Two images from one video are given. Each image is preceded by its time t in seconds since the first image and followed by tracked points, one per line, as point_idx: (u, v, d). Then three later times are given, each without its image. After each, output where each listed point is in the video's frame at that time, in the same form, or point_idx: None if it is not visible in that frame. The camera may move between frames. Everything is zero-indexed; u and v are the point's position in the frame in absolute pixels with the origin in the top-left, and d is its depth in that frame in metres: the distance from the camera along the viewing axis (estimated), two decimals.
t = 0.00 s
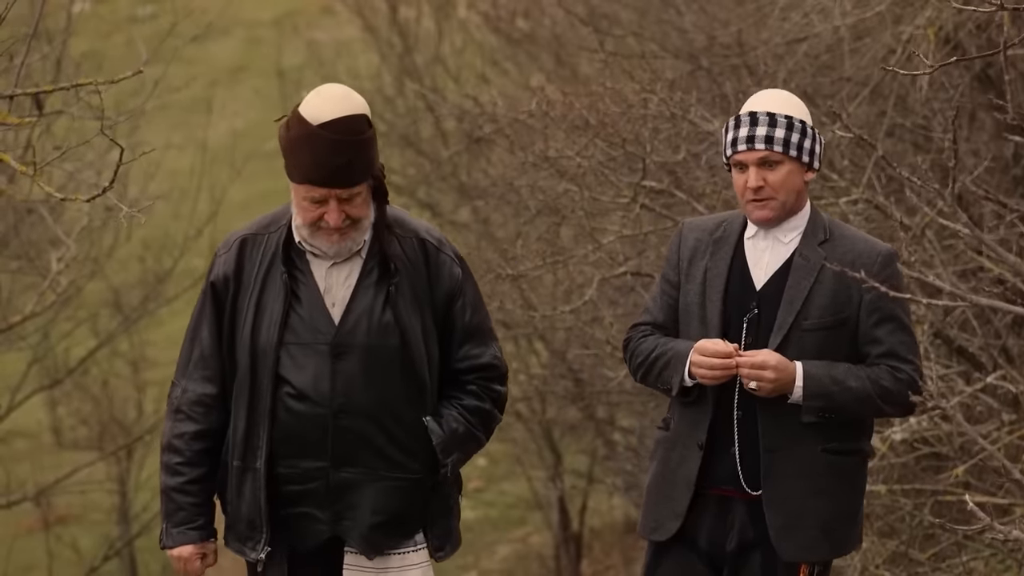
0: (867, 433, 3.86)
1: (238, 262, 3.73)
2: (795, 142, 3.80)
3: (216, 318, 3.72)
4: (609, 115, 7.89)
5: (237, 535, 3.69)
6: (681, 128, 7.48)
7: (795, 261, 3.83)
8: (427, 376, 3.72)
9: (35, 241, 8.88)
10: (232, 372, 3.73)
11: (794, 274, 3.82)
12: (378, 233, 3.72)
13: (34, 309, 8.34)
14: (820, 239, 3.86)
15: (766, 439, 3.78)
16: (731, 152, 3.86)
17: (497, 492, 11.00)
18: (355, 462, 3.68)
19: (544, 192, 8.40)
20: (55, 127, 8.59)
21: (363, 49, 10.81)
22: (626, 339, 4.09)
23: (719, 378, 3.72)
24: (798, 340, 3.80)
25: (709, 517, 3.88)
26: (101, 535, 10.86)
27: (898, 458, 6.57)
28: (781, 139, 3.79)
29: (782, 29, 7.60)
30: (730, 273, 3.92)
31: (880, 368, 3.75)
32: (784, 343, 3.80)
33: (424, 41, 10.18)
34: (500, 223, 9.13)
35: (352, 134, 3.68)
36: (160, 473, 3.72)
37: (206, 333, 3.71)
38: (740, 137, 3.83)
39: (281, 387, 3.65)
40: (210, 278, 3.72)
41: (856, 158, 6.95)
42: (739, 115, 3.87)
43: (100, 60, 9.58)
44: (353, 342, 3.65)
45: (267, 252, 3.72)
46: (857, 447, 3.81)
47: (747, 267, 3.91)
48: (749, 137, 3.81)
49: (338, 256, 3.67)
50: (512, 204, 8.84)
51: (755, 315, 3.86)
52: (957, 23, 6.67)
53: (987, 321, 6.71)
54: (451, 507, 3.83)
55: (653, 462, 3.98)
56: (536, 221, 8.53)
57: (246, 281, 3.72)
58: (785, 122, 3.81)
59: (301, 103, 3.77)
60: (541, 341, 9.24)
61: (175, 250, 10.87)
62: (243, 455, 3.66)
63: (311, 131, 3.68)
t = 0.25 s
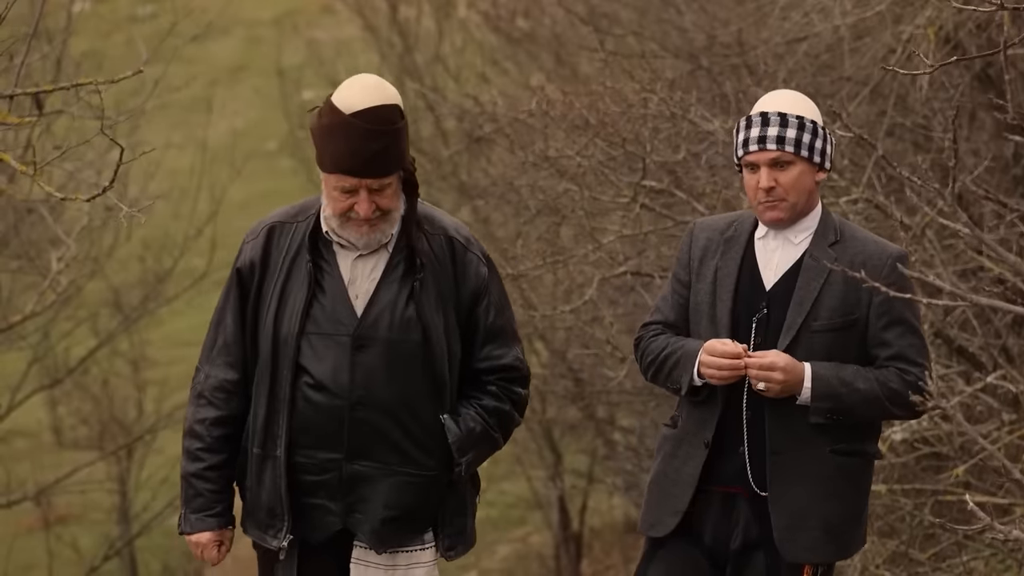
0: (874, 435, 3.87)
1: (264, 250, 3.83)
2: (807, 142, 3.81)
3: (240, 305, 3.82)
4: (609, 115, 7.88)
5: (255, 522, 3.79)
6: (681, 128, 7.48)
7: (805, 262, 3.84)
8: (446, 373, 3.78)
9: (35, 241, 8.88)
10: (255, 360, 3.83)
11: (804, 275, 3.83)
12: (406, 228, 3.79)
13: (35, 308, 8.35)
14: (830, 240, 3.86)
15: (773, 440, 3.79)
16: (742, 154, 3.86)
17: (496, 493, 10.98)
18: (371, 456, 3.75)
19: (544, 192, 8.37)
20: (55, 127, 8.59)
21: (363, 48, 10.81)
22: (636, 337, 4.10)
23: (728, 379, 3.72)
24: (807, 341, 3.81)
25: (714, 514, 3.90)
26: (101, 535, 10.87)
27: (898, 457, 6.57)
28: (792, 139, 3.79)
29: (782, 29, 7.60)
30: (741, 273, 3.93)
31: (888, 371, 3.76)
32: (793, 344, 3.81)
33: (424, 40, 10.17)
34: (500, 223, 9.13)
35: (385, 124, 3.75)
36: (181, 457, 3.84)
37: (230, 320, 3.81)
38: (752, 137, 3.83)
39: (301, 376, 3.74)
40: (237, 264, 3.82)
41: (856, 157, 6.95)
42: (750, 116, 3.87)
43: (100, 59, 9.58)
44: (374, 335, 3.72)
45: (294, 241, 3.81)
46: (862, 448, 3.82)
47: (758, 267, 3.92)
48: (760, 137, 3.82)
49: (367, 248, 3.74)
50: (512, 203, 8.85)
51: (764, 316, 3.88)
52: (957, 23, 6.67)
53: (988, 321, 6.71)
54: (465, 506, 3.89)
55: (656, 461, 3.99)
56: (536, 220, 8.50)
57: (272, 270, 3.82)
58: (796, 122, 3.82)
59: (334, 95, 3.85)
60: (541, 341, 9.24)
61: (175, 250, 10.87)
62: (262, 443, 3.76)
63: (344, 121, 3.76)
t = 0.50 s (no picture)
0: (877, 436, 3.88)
1: (283, 247, 3.83)
2: (807, 146, 3.79)
3: (256, 302, 3.82)
4: (608, 116, 7.87)
5: (265, 520, 3.82)
6: (682, 129, 7.48)
7: (808, 264, 3.85)
8: (460, 379, 3.79)
9: (35, 242, 8.88)
10: (269, 357, 3.85)
11: (807, 277, 3.83)
12: (426, 231, 3.78)
13: (35, 309, 8.35)
14: (833, 242, 3.86)
15: (778, 442, 3.80)
16: (743, 158, 3.85)
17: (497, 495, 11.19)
18: (382, 458, 3.77)
19: (544, 193, 8.37)
20: (56, 128, 8.59)
21: (363, 49, 10.82)
22: (636, 339, 4.10)
23: (733, 380, 3.72)
24: (811, 343, 3.81)
25: (716, 515, 3.92)
26: (101, 535, 10.87)
27: (898, 459, 6.56)
28: (792, 144, 3.78)
29: (782, 30, 7.61)
30: (743, 275, 3.94)
31: (892, 373, 3.76)
32: (797, 347, 3.81)
33: (424, 41, 10.17)
34: (500, 224, 9.12)
35: (408, 127, 3.73)
36: (192, 451, 3.86)
37: (245, 316, 3.82)
38: (752, 142, 3.82)
39: (315, 376, 3.75)
40: (254, 260, 3.82)
41: (856, 159, 6.95)
42: (750, 120, 3.87)
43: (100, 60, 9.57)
44: (390, 338, 3.73)
45: (313, 239, 3.81)
46: (866, 451, 3.82)
47: (759, 269, 3.93)
48: (760, 142, 3.81)
49: (386, 250, 3.74)
50: (512, 204, 8.85)
51: (767, 317, 3.88)
52: (957, 24, 6.67)
53: (988, 322, 6.71)
54: (475, 510, 3.91)
55: (657, 462, 4.01)
56: (536, 221, 8.52)
57: (289, 267, 3.82)
58: (796, 126, 3.80)
59: (357, 94, 3.83)
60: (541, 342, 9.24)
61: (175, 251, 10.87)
62: (275, 441, 3.78)
63: (366, 121, 3.74)
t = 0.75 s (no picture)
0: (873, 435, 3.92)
1: (297, 245, 3.85)
2: (797, 147, 3.82)
3: (269, 299, 3.84)
4: (609, 116, 7.88)
5: (272, 517, 3.82)
6: (683, 129, 7.48)
7: (803, 266, 3.87)
8: (471, 382, 3.80)
9: (36, 242, 8.88)
10: (281, 355, 3.87)
11: (802, 279, 3.86)
12: (441, 233, 3.80)
13: (35, 309, 8.36)
14: (826, 243, 3.89)
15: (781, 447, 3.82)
16: (733, 162, 3.87)
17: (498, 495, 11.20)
18: (391, 459, 3.78)
19: (545, 193, 8.35)
20: (56, 128, 8.59)
21: (364, 49, 10.83)
22: (627, 342, 4.10)
23: (736, 386, 3.72)
24: (809, 345, 3.84)
25: (717, 519, 3.93)
26: (102, 535, 10.88)
27: (899, 459, 6.57)
28: (783, 146, 3.81)
29: (783, 30, 7.61)
30: (736, 278, 3.95)
31: (890, 372, 3.81)
32: (796, 349, 3.84)
33: (425, 40, 10.17)
34: (501, 224, 9.12)
35: (425, 130, 3.76)
36: (201, 447, 3.87)
37: (258, 314, 3.84)
38: (742, 146, 3.84)
39: (326, 375, 3.77)
40: (269, 258, 3.84)
41: (857, 159, 6.96)
42: (739, 124, 3.89)
43: (101, 61, 9.57)
44: (402, 339, 3.74)
45: (328, 238, 3.84)
46: (865, 450, 3.86)
47: (754, 272, 3.94)
48: (751, 145, 3.83)
49: (399, 250, 3.75)
50: (513, 204, 8.85)
51: (764, 320, 3.90)
52: (958, 24, 6.67)
53: (988, 322, 6.71)
54: (483, 514, 3.91)
55: (653, 468, 4.02)
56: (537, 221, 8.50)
57: (303, 266, 3.85)
58: (786, 128, 3.83)
59: (375, 95, 3.86)
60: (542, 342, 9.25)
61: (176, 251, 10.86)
62: (284, 439, 3.79)
63: (384, 123, 3.77)
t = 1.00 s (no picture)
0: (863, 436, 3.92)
1: (311, 244, 3.85)
2: (771, 169, 3.74)
3: (281, 298, 3.84)
4: (611, 116, 7.86)
5: (278, 517, 3.84)
6: (684, 130, 7.44)
7: (788, 277, 3.83)
8: (480, 388, 3.81)
9: (38, 242, 8.87)
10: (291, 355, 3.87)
11: (787, 290, 3.82)
12: (455, 238, 3.80)
13: (37, 309, 8.36)
14: (806, 251, 3.85)
15: (782, 460, 3.79)
16: (707, 188, 3.78)
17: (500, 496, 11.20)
18: (398, 463, 3.78)
19: (546, 193, 8.39)
20: (58, 128, 8.59)
21: (366, 50, 10.83)
22: (608, 361, 4.02)
23: (735, 408, 3.66)
24: (799, 356, 3.82)
25: (713, 535, 3.87)
26: (104, 536, 10.89)
27: (902, 459, 6.56)
28: (758, 170, 3.72)
29: (784, 31, 7.62)
30: (719, 295, 3.88)
31: (881, 374, 3.80)
32: (786, 362, 3.81)
33: (426, 41, 10.17)
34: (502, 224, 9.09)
35: (441, 136, 3.74)
36: (210, 444, 3.88)
37: (270, 312, 3.84)
38: (716, 172, 3.75)
39: (336, 375, 3.77)
40: (282, 257, 3.84)
41: (858, 159, 6.96)
42: (711, 148, 3.79)
43: (103, 61, 9.57)
44: (413, 343, 3.74)
45: (342, 238, 3.82)
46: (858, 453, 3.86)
47: (736, 286, 3.88)
48: (725, 172, 3.74)
49: (412, 254, 3.75)
50: (514, 205, 8.80)
51: (751, 334, 3.86)
52: (960, 24, 6.67)
53: (989, 322, 6.71)
54: (489, 520, 3.92)
55: (643, 484, 3.98)
56: (538, 221, 8.54)
57: (316, 265, 3.84)
58: (759, 150, 3.74)
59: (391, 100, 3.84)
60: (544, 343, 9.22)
61: (178, 251, 10.85)
62: (292, 439, 3.79)
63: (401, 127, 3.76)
